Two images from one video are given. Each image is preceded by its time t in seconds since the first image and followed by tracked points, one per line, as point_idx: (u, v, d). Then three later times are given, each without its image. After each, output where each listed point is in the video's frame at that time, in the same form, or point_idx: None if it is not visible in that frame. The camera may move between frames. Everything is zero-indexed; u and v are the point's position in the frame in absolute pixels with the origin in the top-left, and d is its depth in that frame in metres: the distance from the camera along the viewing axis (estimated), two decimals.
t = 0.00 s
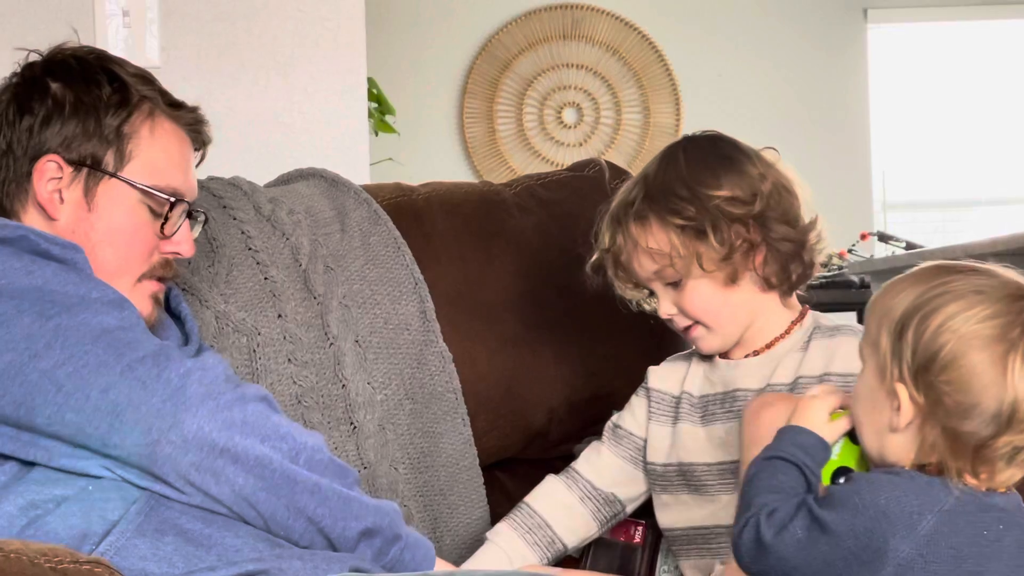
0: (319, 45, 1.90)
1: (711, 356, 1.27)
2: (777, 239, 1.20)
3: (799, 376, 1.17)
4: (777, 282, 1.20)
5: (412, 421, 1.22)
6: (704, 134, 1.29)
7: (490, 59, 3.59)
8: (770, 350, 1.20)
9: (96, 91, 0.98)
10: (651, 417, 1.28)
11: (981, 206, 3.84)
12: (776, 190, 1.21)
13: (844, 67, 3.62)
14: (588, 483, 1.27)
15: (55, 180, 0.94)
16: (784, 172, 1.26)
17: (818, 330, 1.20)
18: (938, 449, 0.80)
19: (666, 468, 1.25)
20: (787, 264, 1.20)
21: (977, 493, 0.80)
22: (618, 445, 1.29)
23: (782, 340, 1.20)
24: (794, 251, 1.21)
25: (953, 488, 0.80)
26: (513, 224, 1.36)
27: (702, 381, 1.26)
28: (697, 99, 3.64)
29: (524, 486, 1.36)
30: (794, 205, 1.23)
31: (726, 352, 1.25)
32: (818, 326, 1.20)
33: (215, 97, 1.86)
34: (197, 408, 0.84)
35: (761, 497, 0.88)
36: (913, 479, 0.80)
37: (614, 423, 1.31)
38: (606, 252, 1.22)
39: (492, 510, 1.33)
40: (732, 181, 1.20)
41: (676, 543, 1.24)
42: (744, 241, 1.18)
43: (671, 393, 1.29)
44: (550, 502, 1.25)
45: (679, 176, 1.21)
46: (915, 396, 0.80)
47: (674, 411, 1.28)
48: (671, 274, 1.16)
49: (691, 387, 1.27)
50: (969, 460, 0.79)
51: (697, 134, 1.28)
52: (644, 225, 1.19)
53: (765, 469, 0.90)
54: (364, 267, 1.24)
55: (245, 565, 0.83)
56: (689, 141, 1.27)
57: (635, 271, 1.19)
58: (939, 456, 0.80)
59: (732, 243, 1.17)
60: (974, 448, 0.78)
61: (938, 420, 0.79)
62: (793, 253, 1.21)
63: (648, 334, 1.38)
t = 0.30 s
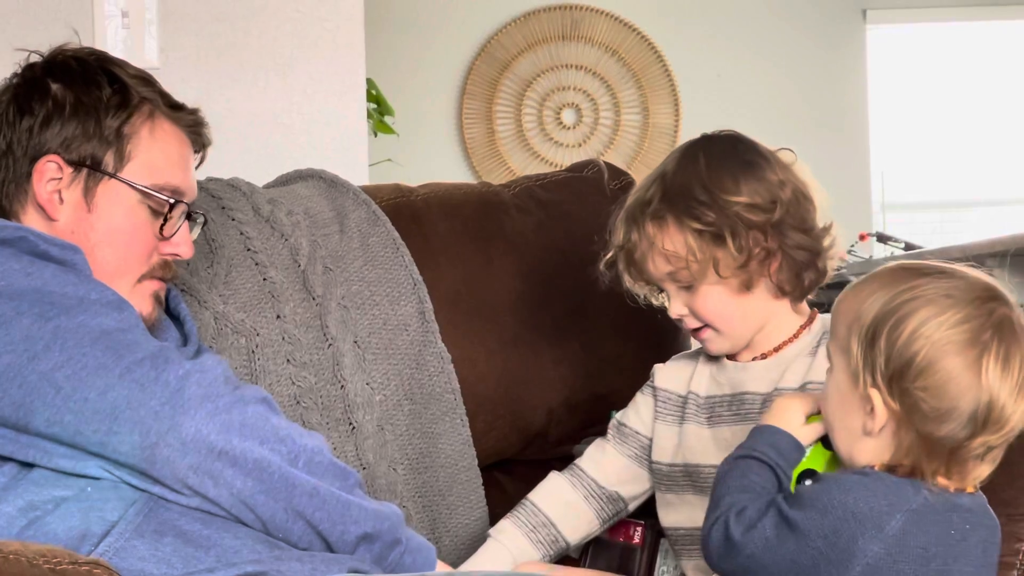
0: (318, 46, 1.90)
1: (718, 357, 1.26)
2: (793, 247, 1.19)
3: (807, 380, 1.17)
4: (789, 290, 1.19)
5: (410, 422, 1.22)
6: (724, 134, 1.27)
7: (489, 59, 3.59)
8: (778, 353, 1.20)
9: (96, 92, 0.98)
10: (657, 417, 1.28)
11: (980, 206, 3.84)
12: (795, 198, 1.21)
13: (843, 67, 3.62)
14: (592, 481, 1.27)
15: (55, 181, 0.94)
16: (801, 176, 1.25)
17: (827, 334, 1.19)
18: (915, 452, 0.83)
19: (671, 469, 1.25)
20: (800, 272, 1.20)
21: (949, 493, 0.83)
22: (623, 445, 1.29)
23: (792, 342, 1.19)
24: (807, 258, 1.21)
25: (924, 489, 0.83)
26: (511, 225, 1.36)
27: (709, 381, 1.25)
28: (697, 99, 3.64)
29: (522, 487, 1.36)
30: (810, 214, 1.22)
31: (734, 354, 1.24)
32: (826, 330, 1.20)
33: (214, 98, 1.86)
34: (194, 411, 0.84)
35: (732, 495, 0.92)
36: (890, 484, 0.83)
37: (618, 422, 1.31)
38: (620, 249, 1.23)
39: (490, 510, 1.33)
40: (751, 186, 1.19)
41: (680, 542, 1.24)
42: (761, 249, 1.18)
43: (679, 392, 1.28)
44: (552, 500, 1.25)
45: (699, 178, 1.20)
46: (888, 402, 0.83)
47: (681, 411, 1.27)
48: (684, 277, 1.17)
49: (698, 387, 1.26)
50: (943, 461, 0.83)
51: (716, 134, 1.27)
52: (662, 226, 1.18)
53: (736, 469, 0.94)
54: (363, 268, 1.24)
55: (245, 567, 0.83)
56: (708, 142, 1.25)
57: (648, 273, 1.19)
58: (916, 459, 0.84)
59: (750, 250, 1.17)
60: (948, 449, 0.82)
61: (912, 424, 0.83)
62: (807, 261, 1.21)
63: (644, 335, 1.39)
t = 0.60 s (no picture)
0: (317, 47, 1.90)
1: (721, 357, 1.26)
2: (804, 249, 1.19)
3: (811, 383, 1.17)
4: (799, 292, 1.20)
5: (410, 423, 1.22)
6: (739, 133, 1.27)
7: (489, 60, 3.59)
8: (782, 355, 1.20)
9: (98, 94, 0.98)
10: (659, 416, 1.28)
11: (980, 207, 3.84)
12: (808, 202, 1.21)
13: (843, 68, 3.62)
14: (595, 480, 1.27)
15: (57, 182, 0.94)
16: (813, 178, 1.24)
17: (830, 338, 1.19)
18: (930, 450, 0.83)
19: (673, 468, 1.25)
20: (809, 275, 1.20)
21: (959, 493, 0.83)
22: (625, 443, 1.29)
23: (797, 344, 1.19)
24: (817, 262, 1.21)
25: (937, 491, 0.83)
26: (510, 227, 1.36)
27: (711, 381, 1.25)
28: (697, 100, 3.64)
29: (521, 488, 1.36)
30: (822, 217, 1.23)
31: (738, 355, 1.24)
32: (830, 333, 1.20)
33: (213, 99, 1.87)
34: (193, 413, 0.84)
35: (749, 473, 0.91)
36: (899, 484, 0.83)
37: (620, 420, 1.31)
38: (631, 245, 1.23)
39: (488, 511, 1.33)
40: (765, 188, 1.19)
41: (678, 543, 1.24)
42: (773, 252, 1.18)
43: (681, 391, 1.28)
44: (554, 497, 1.25)
45: (713, 179, 1.20)
46: (902, 398, 0.83)
47: (683, 410, 1.27)
48: (695, 276, 1.17)
49: (701, 386, 1.26)
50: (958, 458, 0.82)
51: (731, 133, 1.27)
52: (675, 223, 1.18)
53: (757, 452, 0.93)
54: (361, 269, 1.24)
55: (242, 566, 0.83)
56: (724, 141, 1.25)
57: (658, 271, 1.20)
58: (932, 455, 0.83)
59: (763, 252, 1.17)
60: (963, 446, 0.82)
61: (927, 421, 0.82)
62: (817, 264, 1.20)
63: (642, 336, 1.39)
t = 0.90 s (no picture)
0: (317, 48, 1.90)
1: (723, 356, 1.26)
2: (810, 252, 1.20)
3: (814, 385, 1.17)
4: (804, 294, 1.20)
5: (410, 424, 1.22)
6: (746, 133, 1.27)
7: (489, 61, 3.59)
8: (785, 356, 1.20)
9: (101, 95, 0.98)
10: (661, 415, 1.28)
11: (980, 208, 3.84)
12: (816, 205, 1.21)
13: (843, 69, 3.62)
14: (597, 479, 1.27)
15: (60, 183, 0.94)
16: (819, 179, 1.25)
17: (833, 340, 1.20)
18: (943, 441, 0.82)
19: (673, 465, 1.26)
20: (816, 277, 1.20)
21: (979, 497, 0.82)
22: (627, 442, 1.29)
23: (800, 345, 1.20)
24: (823, 264, 1.21)
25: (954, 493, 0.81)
26: (510, 228, 1.36)
27: (713, 380, 1.26)
28: (697, 101, 3.64)
29: (521, 489, 1.36)
30: (829, 220, 1.23)
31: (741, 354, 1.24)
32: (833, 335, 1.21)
33: (214, 100, 1.87)
34: (195, 412, 0.85)
35: (767, 471, 0.90)
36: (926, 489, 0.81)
37: (620, 417, 1.30)
38: (636, 245, 1.23)
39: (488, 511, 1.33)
40: (773, 191, 1.19)
41: (678, 544, 1.25)
42: (780, 255, 1.18)
43: (682, 389, 1.28)
44: (556, 495, 1.25)
45: (721, 180, 1.20)
46: (911, 394, 0.82)
47: (684, 408, 1.27)
48: (701, 277, 1.17)
49: (701, 385, 1.26)
50: (973, 448, 0.82)
51: (738, 133, 1.27)
52: (683, 226, 1.18)
53: (775, 452, 0.92)
54: (362, 270, 1.24)
55: (243, 566, 0.83)
56: (730, 144, 1.24)
57: (663, 270, 1.20)
58: (948, 448, 0.82)
59: (770, 256, 1.17)
60: (977, 435, 0.81)
61: (940, 413, 0.81)
62: (822, 266, 1.21)
63: (643, 337, 1.39)
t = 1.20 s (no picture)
0: (319, 49, 1.90)
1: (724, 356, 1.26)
2: (816, 254, 1.20)
3: (816, 384, 1.17)
4: (809, 296, 1.20)
5: (412, 424, 1.22)
6: (752, 134, 1.27)
7: (491, 63, 3.59)
8: (787, 356, 1.20)
9: (105, 96, 0.98)
10: (663, 414, 1.28)
11: (981, 210, 3.84)
12: (823, 208, 1.21)
13: (845, 71, 3.62)
14: (600, 478, 1.27)
15: (64, 184, 0.94)
16: (825, 180, 1.25)
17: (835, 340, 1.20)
18: (954, 453, 0.82)
19: (672, 464, 1.26)
20: (821, 280, 1.20)
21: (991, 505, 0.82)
22: (629, 441, 1.29)
23: (803, 344, 1.20)
24: (829, 266, 1.21)
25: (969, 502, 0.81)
26: (512, 228, 1.36)
27: (714, 380, 1.26)
28: (698, 103, 3.64)
29: (523, 490, 1.36)
30: (835, 222, 1.23)
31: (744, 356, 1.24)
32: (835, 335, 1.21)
33: (216, 101, 1.87)
34: (198, 410, 0.85)
35: (770, 492, 0.88)
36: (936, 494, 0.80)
37: (621, 417, 1.31)
38: (643, 245, 1.23)
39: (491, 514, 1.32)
40: (781, 193, 1.19)
41: (678, 544, 1.24)
42: (788, 257, 1.18)
43: (682, 388, 1.28)
44: (559, 493, 1.25)
45: (730, 181, 1.20)
46: (924, 405, 0.82)
47: (685, 407, 1.27)
48: (708, 278, 1.17)
49: (703, 384, 1.26)
50: (981, 458, 0.82)
51: (744, 134, 1.27)
52: (692, 226, 1.18)
53: (772, 471, 0.91)
54: (364, 271, 1.24)
55: (244, 566, 0.82)
56: (739, 143, 1.25)
57: (669, 270, 1.20)
58: (958, 459, 0.82)
59: (778, 258, 1.17)
60: (986, 445, 0.82)
61: (952, 424, 0.82)
62: (828, 268, 1.21)
63: (644, 338, 1.39)
